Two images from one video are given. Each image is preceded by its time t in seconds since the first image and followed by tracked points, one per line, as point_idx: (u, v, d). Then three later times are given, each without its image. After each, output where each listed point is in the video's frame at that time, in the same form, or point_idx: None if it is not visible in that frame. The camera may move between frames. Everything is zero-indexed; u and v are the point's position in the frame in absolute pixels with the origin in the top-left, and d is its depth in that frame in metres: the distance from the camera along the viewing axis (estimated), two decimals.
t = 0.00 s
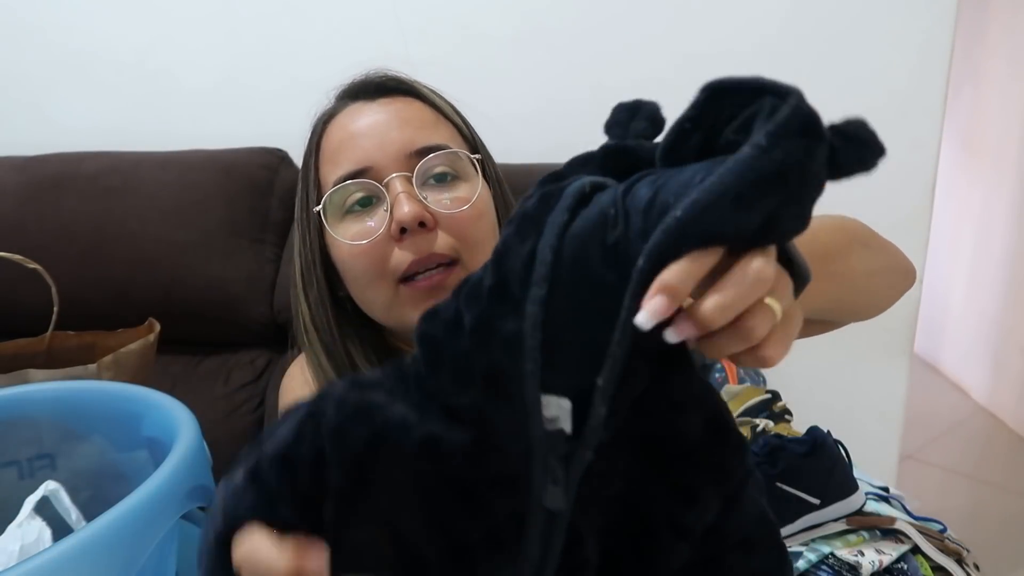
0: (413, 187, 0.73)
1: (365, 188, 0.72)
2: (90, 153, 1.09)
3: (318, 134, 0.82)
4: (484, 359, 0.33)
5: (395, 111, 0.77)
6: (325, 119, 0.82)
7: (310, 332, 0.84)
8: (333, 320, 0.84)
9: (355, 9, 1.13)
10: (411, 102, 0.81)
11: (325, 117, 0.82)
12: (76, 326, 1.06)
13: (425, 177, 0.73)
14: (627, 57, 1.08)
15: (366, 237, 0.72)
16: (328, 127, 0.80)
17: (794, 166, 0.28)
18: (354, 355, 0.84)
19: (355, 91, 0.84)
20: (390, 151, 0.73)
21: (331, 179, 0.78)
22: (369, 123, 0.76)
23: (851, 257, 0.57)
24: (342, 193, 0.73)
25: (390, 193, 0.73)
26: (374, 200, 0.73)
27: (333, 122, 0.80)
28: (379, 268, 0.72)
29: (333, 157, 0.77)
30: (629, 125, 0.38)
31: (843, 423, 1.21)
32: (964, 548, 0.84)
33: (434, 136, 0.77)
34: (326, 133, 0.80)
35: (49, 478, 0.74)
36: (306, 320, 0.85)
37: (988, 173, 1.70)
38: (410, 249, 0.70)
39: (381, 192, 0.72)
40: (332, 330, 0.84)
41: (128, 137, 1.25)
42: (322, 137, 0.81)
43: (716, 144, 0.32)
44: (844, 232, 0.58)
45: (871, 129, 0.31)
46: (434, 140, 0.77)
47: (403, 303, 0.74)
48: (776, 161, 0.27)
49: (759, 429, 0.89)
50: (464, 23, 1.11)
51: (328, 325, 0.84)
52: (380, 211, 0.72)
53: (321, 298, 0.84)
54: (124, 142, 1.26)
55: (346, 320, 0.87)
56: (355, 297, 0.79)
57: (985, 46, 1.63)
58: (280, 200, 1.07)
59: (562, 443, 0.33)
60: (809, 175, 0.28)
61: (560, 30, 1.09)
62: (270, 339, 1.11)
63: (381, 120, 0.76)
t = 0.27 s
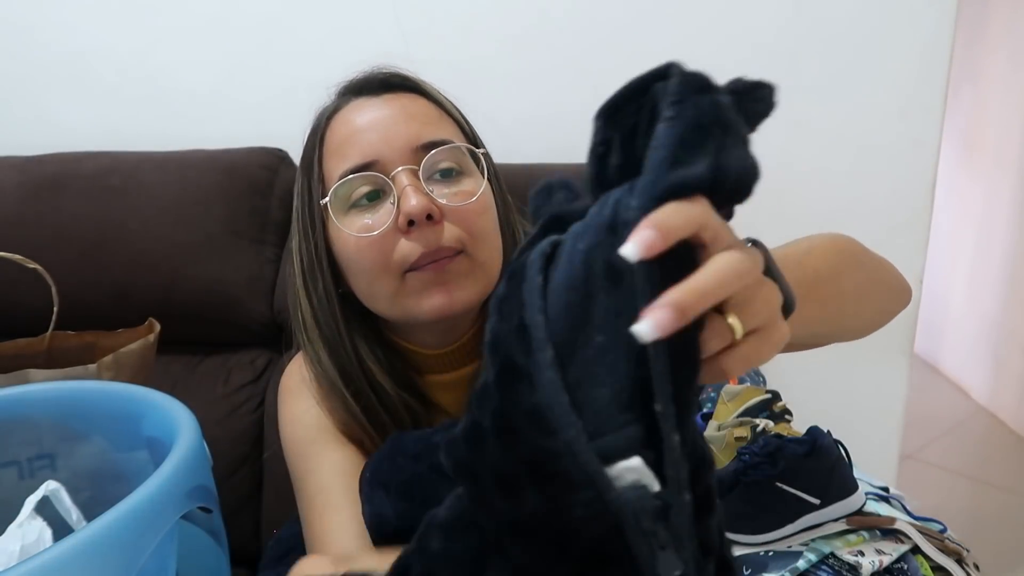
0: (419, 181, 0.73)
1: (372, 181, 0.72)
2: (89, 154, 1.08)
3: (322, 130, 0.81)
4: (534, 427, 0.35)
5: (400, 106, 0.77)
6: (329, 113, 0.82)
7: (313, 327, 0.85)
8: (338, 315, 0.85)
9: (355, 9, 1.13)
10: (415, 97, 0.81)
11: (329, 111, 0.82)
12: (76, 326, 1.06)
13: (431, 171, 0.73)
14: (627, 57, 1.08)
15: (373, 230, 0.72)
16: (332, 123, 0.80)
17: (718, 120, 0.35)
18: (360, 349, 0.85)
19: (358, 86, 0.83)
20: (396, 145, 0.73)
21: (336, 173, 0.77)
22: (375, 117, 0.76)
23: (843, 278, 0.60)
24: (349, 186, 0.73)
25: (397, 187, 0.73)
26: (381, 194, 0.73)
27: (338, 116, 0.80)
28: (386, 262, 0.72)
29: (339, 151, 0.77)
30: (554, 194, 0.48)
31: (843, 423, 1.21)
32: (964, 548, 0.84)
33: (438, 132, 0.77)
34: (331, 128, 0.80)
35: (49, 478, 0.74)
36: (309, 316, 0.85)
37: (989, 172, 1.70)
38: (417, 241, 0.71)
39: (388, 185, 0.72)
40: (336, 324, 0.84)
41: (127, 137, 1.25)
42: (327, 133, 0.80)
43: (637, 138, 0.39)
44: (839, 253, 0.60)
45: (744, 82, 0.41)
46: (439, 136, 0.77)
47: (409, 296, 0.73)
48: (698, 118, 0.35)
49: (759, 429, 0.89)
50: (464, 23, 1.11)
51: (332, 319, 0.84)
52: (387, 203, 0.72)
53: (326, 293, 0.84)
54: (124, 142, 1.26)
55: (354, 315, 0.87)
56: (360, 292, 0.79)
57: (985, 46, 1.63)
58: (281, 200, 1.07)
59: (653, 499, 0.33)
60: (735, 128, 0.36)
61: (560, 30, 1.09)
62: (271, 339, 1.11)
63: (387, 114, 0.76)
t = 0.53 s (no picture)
0: (411, 182, 0.73)
1: (366, 184, 0.72)
2: (90, 153, 1.08)
3: (316, 132, 0.81)
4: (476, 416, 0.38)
5: (393, 108, 0.77)
6: (322, 117, 0.82)
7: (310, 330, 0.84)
8: (334, 318, 0.84)
9: (356, 9, 1.13)
10: (408, 99, 0.81)
11: (322, 115, 0.82)
12: (76, 326, 1.06)
13: (425, 174, 0.73)
14: (628, 58, 1.08)
15: (367, 234, 0.72)
16: (326, 126, 0.80)
17: (651, 123, 0.39)
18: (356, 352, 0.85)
19: (353, 89, 0.83)
20: (387, 149, 0.73)
21: (330, 177, 0.77)
22: (365, 121, 0.76)
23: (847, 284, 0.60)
24: (341, 189, 0.73)
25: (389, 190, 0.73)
26: (375, 197, 0.73)
27: (329, 120, 0.80)
28: (379, 265, 0.72)
29: (333, 154, 0.77)
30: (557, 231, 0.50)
31: (843, 423, 1.21)
32: (964, 548, 0.84)
33: (433, 134, 0.77)
34: (325, 131, 0.80)
35: (49, 478, 0.74)
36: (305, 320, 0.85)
37: (989, 173, 1.70)
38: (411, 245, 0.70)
39: (381, 189, 0.72)
40: (334, 326, 0.84)
41: (128, 138, 1.25)
42: (321, 136, 0.80)
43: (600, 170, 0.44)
44: (838, 263, 0.61)
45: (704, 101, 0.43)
46: (433, 138, 0.77)
47: (404, 300, 0.72)
48: (630, 122, 0.39)
49: (760, 430, 0.89)
50: (465, 23, 1.11)
51: (330, 322, 0.84)
52: (380, 206, 0.72)
53: (322, 297, 0.84)
54: (124, 142, 1.26)
55: (350, 318, 0.87)
56: (355, 296, 0.79)
57: (985, 46, 1.63)
58: (281, 200, 1.07)
59: (554, 472, 0.34)
60: (669, 131, 0.40)
61: (560, 30, 1.09)
62: (271, 339, 1.11)
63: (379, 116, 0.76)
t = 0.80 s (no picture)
0: (411, 186, 0.73)
1: (365, 189, 0.72)
2: (89, 153, 1.08)
3: (311, 137, 0.81)
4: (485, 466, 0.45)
5: (389, 111, 0.77)
6: (317, 120, 0.81)
7: (308, 335, 0.84)
8: (331, 322, 0.84)
9: (356, 9, 1.13)
10: (404, 101, 0.80)
11: (316, 119, 0.81)
12: (76, 326, 1.06)
13: (424, 177, 0.73)
14: (628, 57, 1.08)
15: (368, 239, 0.72)
16: (322, 131, 0.80)
17: (591, 172, 0.42)
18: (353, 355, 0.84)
19: (348, 91, 0.82)
20: (385, 153, 0.73)
21: (327, 181, 0.77)
22: (361, 124, 0.75)
23: (840, 297, 0.60)
24: (340, 195, 0.73)
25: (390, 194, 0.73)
26: (375, 202, 0.73)
27: (325, 124, 0.80)
28: (381, 270, 0.72)
29: (331, 159, 0.77)
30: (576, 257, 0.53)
31: (843, 423, 1.21)
32: (964, 548, 0.84)
33: (430, 136, 0.77)
34: (321, 136, 0.79)
35: (49, 478, 0.74)
36: (303, 324, 0.85)
37: (989, 172, 1.70)
38: (413, 249, 0.71)
39: (381, 193, 0.72)
40: (330, 332, 0.84)
41: (127, 137, 1.25)
42: (317, 141, 0.80)
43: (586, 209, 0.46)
44: (832, 277, 0.61)
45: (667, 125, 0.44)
46: (430, 140, 0.77)
47: (407, 304, 0.73)
48: (570, 176, 0.42)
49: (760, 429, 0.89)
50: (465, 23, 1.11)
51: (326, 327, 0.84)
52: (381, 211, 0.72)
53: (319, 302, 0.84)
54: (124, 142, 1.25)
55: (345, 320, 0.87)
56: (357, 300, 0.79)
57: (985, 46, 1.63)
58: (281, 200, 1.07)
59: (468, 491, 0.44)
60: (611, 178, 0.42)
61: (561, 30, 1.09)
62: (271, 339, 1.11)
63: (375, 120, 0.75)
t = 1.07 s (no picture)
0: (412, 186, 0.73)
1: (366, 190, 0.72)
2: (89, 153, 1.08)
3: (310, 139, 0.81)
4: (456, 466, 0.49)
5: (388, 112, 0.77)
6: (315, 122, 0.81)
7: (307, 336, 0.85)
8: (330, 324, 0.84)
9: (356, 9, 1.13)
10: (403, 101, 0.80)
11: (315, 121, 0.81)
12: (76, 326, 1.06)
13: (424, 178, 0.73)
14: (627, 57, 1.08)
15: (369, 239, 0.72)
16: (321, 133, 0.80)
17: (614, 193, 0.43)
18: (351, 357, 0.85)
19: (347, 93, 0.82)
20: (385, 154, 0.73)
21: (327, 183, 0.77)
22: (360, 126, 0.75)
23: (842, 310, 0.60)
24: (340, 196, 0.73)
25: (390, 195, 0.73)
26: (375, 203, 0.73)
27: (323, 126, 0.80)
28: (383, 271, 0.72)
29: (330, 161, 0.77)
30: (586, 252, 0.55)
31: (843, 423, 1.21)
32: (964, 548, 0.84)
33: (429, 136, 0.77)
34: (320, 138, 0.79)
35: (49, 478, 0.74)
36: (302, 326, 0.85)
37: (989, 172, 1.70)
38: (415, 249, 0.71)
39: (381, 194, 0.72)
40: (328, 333, 0.84)
41: (127, 137, 1.25)
42: (316, 142, 0.80)
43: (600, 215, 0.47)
44: (834, 290, 0.61)
45: (684, 146, 0.45)
46: (429, 140, 0.77)
47: (408, 304, 0.74)
48: (592, 194, 0.43)
49: (759, 429, 0.89)
50: (465, 23, 1.11)
51: (324, 328, 0.84)
52: (382, 211, 0.72)
53: (317, 304, 0.84)
54: (124, 142, 1.26)
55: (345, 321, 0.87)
56: (359, 302, 0.79)
57: (985, 46, 1.63)
58: (281, 200, 1.07)
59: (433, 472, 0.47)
60: (633, 202, 0.43)
61: (561, 29, 1.09)
62: (270, 339, 1.11)
63: (374, 121, 0.75)
